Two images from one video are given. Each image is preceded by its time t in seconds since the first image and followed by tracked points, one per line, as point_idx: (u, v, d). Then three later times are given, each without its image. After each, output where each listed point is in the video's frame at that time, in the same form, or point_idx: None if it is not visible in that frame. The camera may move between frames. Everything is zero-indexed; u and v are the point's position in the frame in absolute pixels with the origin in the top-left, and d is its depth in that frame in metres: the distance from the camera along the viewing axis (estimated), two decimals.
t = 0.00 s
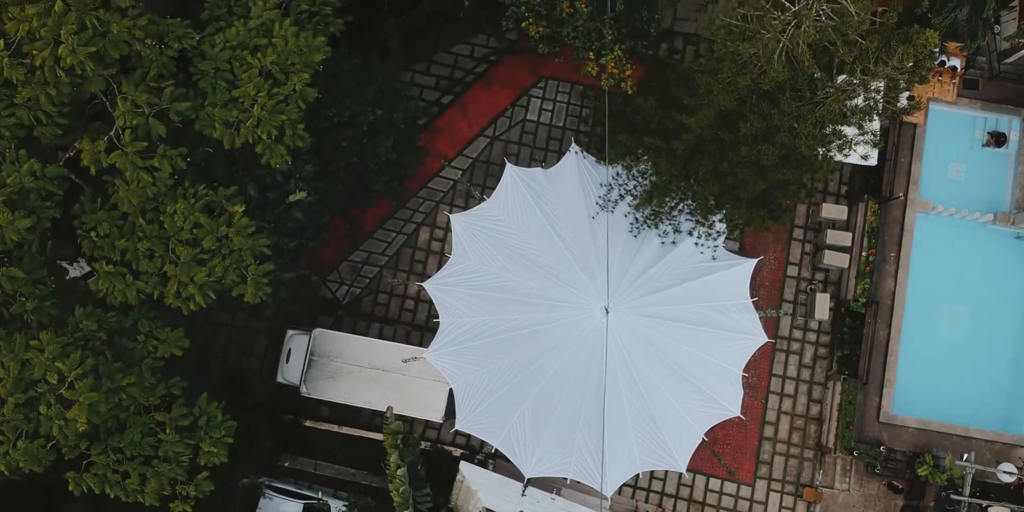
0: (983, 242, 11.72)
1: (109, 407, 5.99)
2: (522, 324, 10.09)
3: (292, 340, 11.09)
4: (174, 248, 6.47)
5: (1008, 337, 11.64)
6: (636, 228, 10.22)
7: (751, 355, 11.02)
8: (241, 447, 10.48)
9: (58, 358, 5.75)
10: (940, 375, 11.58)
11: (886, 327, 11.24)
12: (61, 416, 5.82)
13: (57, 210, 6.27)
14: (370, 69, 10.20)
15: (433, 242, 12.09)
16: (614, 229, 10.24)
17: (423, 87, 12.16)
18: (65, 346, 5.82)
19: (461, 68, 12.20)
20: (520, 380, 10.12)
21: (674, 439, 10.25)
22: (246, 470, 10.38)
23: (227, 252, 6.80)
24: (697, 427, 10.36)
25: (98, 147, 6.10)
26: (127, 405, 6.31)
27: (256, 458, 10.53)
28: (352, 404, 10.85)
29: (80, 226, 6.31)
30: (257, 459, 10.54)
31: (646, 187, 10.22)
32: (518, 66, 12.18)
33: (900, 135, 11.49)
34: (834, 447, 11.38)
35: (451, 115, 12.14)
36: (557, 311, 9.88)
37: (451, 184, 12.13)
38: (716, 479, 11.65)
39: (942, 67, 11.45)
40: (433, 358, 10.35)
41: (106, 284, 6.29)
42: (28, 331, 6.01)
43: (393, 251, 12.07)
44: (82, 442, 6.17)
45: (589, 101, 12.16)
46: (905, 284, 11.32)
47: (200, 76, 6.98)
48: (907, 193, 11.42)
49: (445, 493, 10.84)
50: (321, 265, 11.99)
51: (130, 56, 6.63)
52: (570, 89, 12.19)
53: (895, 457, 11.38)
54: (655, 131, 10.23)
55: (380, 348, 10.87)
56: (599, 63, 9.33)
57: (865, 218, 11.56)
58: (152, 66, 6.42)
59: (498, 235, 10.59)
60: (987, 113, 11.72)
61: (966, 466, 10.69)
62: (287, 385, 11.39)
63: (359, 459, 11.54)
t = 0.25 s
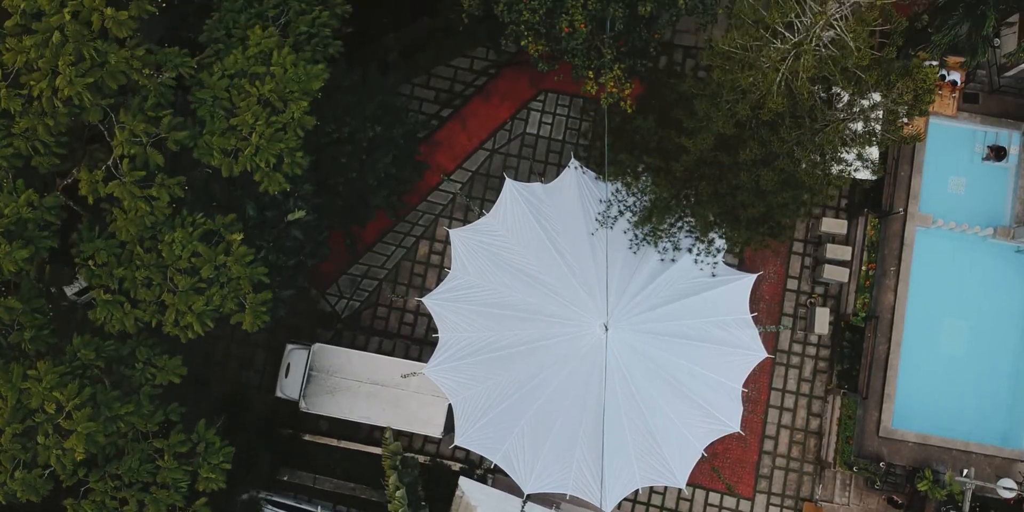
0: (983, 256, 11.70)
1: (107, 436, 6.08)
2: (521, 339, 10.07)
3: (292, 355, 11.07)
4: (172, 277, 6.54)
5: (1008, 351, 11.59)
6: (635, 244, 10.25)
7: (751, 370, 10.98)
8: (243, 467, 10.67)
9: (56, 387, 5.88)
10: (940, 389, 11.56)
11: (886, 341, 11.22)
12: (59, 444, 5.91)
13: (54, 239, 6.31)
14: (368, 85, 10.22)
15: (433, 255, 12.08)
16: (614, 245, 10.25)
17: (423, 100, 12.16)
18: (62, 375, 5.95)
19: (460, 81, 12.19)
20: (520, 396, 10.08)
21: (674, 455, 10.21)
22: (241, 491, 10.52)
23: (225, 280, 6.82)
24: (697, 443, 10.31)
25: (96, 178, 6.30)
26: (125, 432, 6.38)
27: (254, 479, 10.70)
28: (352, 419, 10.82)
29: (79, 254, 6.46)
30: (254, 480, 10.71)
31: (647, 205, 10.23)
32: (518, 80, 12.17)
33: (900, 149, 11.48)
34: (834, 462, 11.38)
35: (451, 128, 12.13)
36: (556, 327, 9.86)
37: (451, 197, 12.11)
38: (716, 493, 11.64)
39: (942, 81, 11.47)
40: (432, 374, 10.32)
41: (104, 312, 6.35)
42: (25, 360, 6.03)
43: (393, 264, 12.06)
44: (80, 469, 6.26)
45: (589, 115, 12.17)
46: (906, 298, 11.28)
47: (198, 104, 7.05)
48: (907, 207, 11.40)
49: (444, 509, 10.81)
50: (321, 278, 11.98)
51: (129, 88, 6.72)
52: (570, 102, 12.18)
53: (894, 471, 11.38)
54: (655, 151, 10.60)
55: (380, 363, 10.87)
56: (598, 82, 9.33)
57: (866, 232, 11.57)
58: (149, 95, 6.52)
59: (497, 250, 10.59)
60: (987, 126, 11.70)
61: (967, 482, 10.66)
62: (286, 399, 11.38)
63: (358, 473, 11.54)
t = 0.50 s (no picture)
0: (983, 268, 11.66)
1: (104, 461, 6.09)
2: (520, 353, 10.05)
3: (291, 367, 11.09)
4: (169, 301, 6.57)
5: (1009, 362, 11.53)
6: (634, 259, 10.26)
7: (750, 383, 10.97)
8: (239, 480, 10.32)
9: (53, 412, 5.91)
10: (940, 401, 11.53)
11: (885, 354, 11.19)
12: (55, 469, 5.90)
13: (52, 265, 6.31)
14: (367, 98, 10.22)
15: (432, 267, 12.06)
16: (613, 260, 10.27)
17: (422, 112, 12.14)
18: (60, 401, 5.97)
19: (460, 92, 12.17)
20: (519, 410, 10.05)
21: (674, 469, 10.19)
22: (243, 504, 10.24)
23: (223, 305, 6.84)
24: (696, 456, 10.31)
25: (94, 203, 6.35)
26: (123, 455, 6.38)
27: (254, 490, 10.42)
28: (350, 431, 10.80)
29: (76, 278, 6.49)
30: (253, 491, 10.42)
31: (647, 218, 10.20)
32: (517, 91, 12.16)
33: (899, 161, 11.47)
34: (833, 475, 11.40)
35: (450, 139, 12.11)
36: (555, 341, 9.84)
37: (450, 208, 12.09)
38: (716, 505, 11.65)
39: (943, 94, 11.44)
40: (431, 387, 10.28)
41: (101, 336, 6.35)
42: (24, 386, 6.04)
43: (392, 275, 12.04)
44: (78, 492, 6.26)
45: (589, 127, 12.16)
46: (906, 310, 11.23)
47: (196, 129, 7.02)
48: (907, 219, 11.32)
49: None
50: (320, 290, 11.96)
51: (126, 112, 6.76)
52: (570, 114, 12.16)
53: (893, 484, 11.38)
54: (655, 168, 10.55)
55: (379, 376, 10.85)
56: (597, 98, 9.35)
57: (866, 244, 11.61)
58: (148, 120, 6.54)
59: (497, 263, 10.59)
60: (987, 138, 11.68)
61: (966, 495, 10.69)
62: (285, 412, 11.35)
63: (358, 486, 11.54)
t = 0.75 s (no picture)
0: (983, 282, 11.64)
1: (101, 489, 6.08)
2: (519, 369, 10.02)
3: (289, 381, 11.00)
4: (166, 330, 6.60)
5: (1008, 376, 11.54)
6: (634, 275, 10.26)
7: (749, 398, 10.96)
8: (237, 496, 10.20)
9: (50, 441, 5.88)
10: (940, 415, 11.52)
11: (884, 368, 11.17)
12: (51, 498, 5.89)
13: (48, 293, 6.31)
14: (366, 114, 10.21)
15: (431, 280, 12.05)
16: (611, 275, 10.27)
17: (421, 124, 12.12)
18: (56, 430, 5.95)
19: (458, 105, 12.17)
20: (518, 425, 10.01)
21: (673, 484, 10.17)
22: None
23: (220, 333, 6.86)
24: (695, 471, 10.29)
25: (90, 233, 6.36)
26: (120, 482, 6.39)
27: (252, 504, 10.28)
28: (349, 446, 10.80)
29: (72, 306, 6.47)
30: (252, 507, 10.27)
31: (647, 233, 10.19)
32: (516, 104, 12.16)
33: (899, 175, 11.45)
34: (833, 489, 11.44)
35: (449, 152, 12.08)
36: (554, 357, 9.83)
37: (449, 222, 12.09)
38: None
39: (943, 107, 11.42)
40: (429, 403, 10.23)
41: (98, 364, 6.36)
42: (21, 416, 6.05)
43: (391, 288, 12.02)
44: None
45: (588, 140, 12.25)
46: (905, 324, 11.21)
47: (193, 157, 6.99)
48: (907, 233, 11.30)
49: None
50: (318, 303, 11.94)
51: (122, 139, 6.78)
52: (569, 127, 12.20)
53: (892, 498, 11.39)
54: (654, 187, 10.49)
55: (377, 390, 10.84)
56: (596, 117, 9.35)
57: (866, 258, 11.58)
58: (144, 148, 6.53)
59: (495, 278, 10.58)
60: (987, 151, 11.65)
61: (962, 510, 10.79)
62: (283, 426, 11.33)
63: (357, 500, 11.55)
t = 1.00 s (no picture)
0: (983, 294, 11.62)
1: None
2: (518, 383, 10.01)
3: (287, 394, 11.02)
4: (163, 355, 6.59)
5: (1008, 388, 11.53)
6: (633, 290, 10.30)
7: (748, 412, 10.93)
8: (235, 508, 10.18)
9: (46, 467, 5.88)
10: (939, 427, 11.51)
11: (884, 380, 11.13)
12: None
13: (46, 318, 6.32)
14: (365, 128, 10.21)
15: (430, 291, 12.04)
16: (610, 289, 10.27)
17: (420, 136, 12.11)
18: (52, 455, 5.94)
19: (458, 117, 12.16)
20: (517, 439, 9.98)
21: (672, 498, 10.18)
22: None
23: (217, 357, 6.88)
24: (694, 485, 10.29)
25: (87, 259, 6.36)
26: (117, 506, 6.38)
27: None
28: (347, 459, 10.79)
29: (71, 333, 6.51)
30: None
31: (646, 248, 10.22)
32: (515, 115, 12.14)
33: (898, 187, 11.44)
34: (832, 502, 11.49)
35: (448, 163, 12.05)
36: (553, 371, 9.81)
37: (448, 233, 12.08)
38: None
39: (942, 119, 11.43)
40: (428, 416, 10.24)
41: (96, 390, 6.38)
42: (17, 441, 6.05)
43: (390, 300, 12.01)
44: None
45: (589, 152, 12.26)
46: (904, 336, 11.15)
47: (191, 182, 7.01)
48: (906, 244, 11.22)
49: None
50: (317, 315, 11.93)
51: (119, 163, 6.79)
52: (568, 138, 12.20)
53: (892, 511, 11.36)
54: (653, 204, 10.73)
55: (376, 403, 10.83)
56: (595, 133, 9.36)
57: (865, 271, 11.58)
58: (141, 175, 6.54)
59: (494, 292, 10.58)
60: (986, 163, 11.64)
61: None
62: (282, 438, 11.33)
63: None
